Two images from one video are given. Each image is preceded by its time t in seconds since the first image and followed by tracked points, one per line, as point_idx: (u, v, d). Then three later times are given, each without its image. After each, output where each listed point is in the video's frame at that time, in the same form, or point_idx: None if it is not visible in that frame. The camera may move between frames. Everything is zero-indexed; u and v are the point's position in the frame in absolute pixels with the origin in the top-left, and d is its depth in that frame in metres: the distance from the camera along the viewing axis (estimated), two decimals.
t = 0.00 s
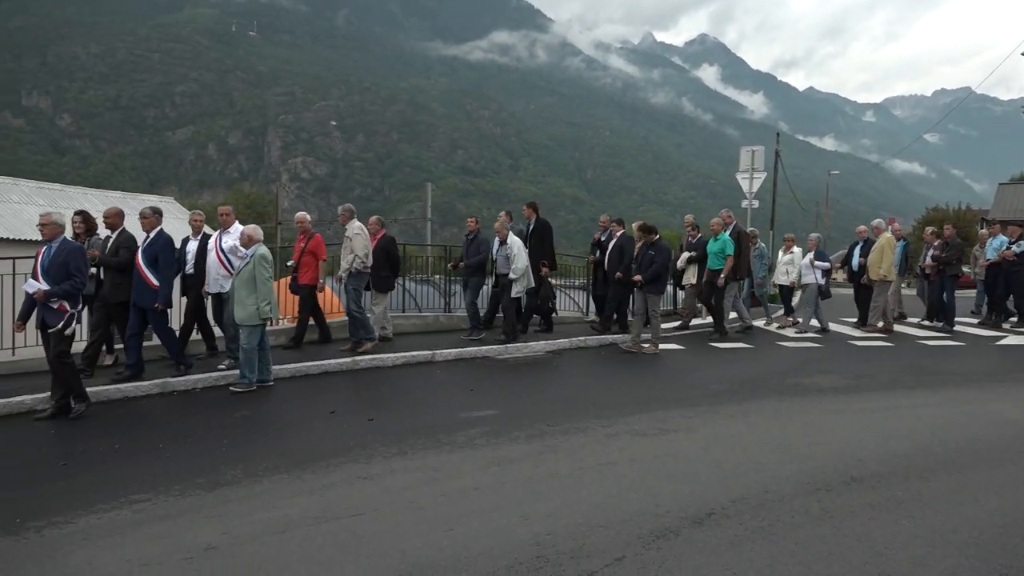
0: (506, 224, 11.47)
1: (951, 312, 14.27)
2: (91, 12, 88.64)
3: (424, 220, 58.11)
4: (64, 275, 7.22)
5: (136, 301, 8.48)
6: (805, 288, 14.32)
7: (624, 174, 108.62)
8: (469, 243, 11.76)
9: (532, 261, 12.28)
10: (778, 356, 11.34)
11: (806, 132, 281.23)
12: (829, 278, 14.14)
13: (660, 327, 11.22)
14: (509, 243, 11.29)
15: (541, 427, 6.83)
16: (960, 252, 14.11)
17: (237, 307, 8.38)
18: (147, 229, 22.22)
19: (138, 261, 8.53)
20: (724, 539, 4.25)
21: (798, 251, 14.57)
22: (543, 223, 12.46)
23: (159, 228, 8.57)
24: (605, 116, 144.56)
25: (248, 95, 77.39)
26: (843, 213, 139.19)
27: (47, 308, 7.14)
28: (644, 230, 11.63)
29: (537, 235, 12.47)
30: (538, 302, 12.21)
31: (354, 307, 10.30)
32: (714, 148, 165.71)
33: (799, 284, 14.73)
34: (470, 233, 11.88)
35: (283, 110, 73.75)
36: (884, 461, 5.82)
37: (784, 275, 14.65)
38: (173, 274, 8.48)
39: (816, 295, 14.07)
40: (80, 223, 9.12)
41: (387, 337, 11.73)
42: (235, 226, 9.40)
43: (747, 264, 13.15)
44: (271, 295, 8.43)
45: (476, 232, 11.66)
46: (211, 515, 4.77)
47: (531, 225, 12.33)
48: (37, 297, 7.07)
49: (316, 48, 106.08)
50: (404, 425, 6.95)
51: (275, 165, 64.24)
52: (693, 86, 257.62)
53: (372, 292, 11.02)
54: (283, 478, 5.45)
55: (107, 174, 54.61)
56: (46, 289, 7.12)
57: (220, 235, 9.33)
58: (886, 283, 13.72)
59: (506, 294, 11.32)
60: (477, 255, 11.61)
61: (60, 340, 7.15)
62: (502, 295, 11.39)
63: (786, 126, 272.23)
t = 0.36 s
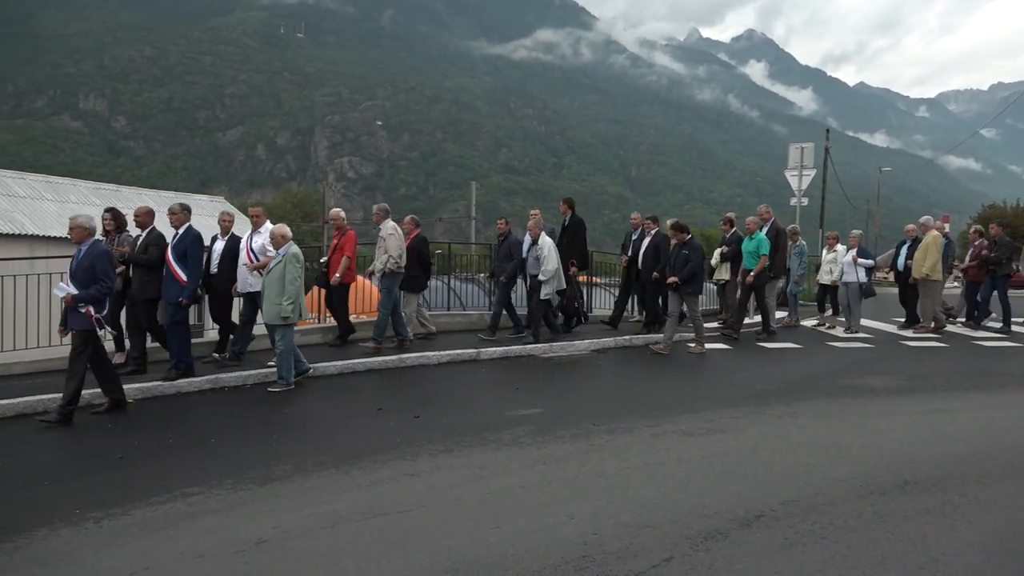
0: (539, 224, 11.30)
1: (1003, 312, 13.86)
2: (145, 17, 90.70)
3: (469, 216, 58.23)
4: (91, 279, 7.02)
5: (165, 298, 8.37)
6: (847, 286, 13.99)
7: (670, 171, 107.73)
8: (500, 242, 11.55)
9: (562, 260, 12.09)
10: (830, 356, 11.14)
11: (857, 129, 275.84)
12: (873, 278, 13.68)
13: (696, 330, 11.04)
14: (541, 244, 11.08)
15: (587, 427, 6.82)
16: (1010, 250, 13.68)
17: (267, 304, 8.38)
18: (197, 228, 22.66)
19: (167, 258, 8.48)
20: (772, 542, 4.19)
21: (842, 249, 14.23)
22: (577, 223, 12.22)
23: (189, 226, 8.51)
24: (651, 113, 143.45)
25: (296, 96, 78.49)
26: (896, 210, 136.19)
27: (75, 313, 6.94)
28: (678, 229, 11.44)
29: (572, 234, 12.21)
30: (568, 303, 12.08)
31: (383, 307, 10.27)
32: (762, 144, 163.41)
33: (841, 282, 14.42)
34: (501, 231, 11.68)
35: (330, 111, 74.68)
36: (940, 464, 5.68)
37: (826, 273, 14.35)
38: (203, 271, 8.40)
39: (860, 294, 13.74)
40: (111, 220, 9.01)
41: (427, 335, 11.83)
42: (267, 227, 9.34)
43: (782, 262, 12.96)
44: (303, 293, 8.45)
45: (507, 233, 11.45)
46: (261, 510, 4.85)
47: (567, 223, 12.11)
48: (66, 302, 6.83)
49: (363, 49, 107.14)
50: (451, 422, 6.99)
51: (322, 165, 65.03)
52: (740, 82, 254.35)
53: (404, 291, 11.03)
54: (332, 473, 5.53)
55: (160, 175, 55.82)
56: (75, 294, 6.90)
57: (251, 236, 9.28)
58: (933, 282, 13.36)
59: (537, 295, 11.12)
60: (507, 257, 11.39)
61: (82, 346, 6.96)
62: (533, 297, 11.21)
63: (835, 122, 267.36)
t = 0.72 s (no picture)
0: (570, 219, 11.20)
1: None
2: (192, 18, 92.36)
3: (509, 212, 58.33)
4: (103, 272, 6.96)
5: (191, 299, 8.45)
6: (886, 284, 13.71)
7: (713, 167, 106.68)
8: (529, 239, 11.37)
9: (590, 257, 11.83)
10: (877, 355, 10.93)
11: (905, 122, 270.28)
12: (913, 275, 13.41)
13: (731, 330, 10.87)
14: (573, 241, 10.94)
15: (630, 425, 6.77)
16: None
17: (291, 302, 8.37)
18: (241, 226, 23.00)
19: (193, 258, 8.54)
20: (819, 543, 4.14)
21: (881, 247, 13.95)
22: (607, 217, 12.00)
23: (216, 226, 8.60)
24: (693, 109, 142.24)
25: (338, 95, 79.26)
26: (946, 206, 133.19)
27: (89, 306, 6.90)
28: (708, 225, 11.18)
29: (601, 229, 11.99)
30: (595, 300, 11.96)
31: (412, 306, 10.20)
32: (807, 139, 160.99)
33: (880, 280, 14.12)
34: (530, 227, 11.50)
35: (371, 109, 75.34)
36: (992, 467, 5.54)
37: (865, 272, 14.09)
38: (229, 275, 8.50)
39: (900, 293, 13.45)
40: (141, 221, 9.00)
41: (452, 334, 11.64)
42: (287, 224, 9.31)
43: (816, 257, 12.70)
44: (326, 292, 8.44)
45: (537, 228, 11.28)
46: (308, 503, 4.91)
47: (597, 218, 11.92)
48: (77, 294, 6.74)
49: (404, 47, 107.72)
50: (493, 419, 7.01)
51: (364, 163, 65.68)
52: (785, 76, 250.84)
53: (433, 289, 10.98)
54: (375, 469, 5.58)
55: (206, 174, 56.87)
56: (86, 287, 6.80)
57: (270, 232, 9.24)
58: (978, 280, 13.01)
59: (570, 292, 11.02)
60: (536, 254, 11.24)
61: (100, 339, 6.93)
62: (565, 295, 11.10)
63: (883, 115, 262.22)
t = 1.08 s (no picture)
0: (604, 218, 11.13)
1: None
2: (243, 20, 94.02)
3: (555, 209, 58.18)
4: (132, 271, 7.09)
5: (226, 294, 8.53)
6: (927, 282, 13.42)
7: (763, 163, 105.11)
8: (564, 238, 11.28)
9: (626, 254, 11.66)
10: (934, 356, 10.66)
11: (963, 116, 262.93)
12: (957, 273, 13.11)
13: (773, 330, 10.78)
14: (610, 240, 10.88)
15: (679, 424, 6.72)
16: None
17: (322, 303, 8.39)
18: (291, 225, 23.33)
19: (230, 255, 8.60)
20: (877, 546, 4.05)
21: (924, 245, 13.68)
22: (640, 215, 11.86)
23: (251, 222, 8.59)
24: (742, 105, 140.41)
25: (386, 94, 80.00)
26: (1007, 201, 129.20)
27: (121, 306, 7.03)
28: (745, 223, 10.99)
29: (634, 226, 11.84)
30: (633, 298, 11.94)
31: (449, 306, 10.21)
32: (860, 134, 157.68)
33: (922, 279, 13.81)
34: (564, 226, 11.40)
35: (418, 109, 75.79)
36: None
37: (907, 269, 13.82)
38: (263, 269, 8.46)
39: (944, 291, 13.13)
40: (174, 217, 9.03)
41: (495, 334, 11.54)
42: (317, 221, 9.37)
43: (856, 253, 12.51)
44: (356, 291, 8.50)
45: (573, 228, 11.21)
46: (358, 497, 4.96)
47: (631, 216, 11.81)
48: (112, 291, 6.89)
49: (451, 46, 108.22)
50: (542, 417, 7.01)
51: (410, 162, 66.15)
52: (837, 70, 245.93)
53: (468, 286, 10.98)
54: (425, 464, 5.62)
55: (257, 173, 57.81)
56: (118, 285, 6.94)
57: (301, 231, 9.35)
58: None
59: (608, 292, 10.98)
60: (572, 252, 11.17)
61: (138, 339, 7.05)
62: (602, 294, 11.03)
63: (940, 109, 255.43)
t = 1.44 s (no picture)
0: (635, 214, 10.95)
1: None
2: (294, 21, 95.38)
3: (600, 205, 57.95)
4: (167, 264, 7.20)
5: (265, 296, 8.64)
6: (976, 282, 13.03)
7: (813, 158, 103.34)
8: (596, 235, 11.26)
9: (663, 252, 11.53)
10: (992, 357, 10.36)
11: None
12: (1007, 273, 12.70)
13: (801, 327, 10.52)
14: (637, 235, 10.72)
15: (727, 424, 6.64)
16: None
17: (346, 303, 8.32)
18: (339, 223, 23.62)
19: (266, 254, 8.70)
20: (935, 553, 3.95)
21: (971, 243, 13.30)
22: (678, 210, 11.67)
23: (287, 222, 8.69)
24: (793, 100, 138.19)
25: (433, 93, 80.44)
26: None
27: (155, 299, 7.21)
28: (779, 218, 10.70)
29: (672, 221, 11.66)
30: (671, 294, 11.82)
31: (475, 301, 10.25)
32: (915, 129, 154.02)
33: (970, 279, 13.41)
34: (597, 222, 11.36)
35: (465, 107, 76.08)
36: None
37: (953, 268, 13.46)
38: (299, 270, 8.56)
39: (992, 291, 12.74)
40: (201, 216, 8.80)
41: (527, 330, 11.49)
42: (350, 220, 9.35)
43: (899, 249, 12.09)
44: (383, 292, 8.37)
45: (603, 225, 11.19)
46: (407, 494, 4.99)
47: (667, 212, 11.61)
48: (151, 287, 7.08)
49: (498, 44, 108.35)
50: (589, 416, 6.98)
51: (456, 160, 66.50)
52: (892, 64, 240.52)
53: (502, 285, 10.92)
54: (472, 462, 5.63)
55: (306, 172, 58.63)
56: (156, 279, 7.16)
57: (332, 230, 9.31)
58: None
59: (635, 287, 10.84)
60: (603, 249, 11.15)
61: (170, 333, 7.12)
62: (630, 290, 10.91)
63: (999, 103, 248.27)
